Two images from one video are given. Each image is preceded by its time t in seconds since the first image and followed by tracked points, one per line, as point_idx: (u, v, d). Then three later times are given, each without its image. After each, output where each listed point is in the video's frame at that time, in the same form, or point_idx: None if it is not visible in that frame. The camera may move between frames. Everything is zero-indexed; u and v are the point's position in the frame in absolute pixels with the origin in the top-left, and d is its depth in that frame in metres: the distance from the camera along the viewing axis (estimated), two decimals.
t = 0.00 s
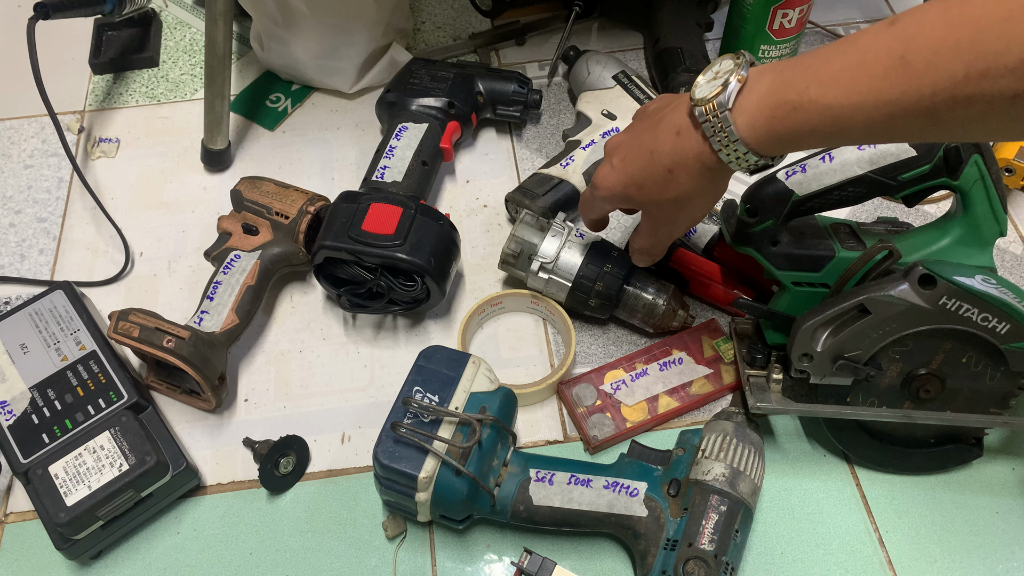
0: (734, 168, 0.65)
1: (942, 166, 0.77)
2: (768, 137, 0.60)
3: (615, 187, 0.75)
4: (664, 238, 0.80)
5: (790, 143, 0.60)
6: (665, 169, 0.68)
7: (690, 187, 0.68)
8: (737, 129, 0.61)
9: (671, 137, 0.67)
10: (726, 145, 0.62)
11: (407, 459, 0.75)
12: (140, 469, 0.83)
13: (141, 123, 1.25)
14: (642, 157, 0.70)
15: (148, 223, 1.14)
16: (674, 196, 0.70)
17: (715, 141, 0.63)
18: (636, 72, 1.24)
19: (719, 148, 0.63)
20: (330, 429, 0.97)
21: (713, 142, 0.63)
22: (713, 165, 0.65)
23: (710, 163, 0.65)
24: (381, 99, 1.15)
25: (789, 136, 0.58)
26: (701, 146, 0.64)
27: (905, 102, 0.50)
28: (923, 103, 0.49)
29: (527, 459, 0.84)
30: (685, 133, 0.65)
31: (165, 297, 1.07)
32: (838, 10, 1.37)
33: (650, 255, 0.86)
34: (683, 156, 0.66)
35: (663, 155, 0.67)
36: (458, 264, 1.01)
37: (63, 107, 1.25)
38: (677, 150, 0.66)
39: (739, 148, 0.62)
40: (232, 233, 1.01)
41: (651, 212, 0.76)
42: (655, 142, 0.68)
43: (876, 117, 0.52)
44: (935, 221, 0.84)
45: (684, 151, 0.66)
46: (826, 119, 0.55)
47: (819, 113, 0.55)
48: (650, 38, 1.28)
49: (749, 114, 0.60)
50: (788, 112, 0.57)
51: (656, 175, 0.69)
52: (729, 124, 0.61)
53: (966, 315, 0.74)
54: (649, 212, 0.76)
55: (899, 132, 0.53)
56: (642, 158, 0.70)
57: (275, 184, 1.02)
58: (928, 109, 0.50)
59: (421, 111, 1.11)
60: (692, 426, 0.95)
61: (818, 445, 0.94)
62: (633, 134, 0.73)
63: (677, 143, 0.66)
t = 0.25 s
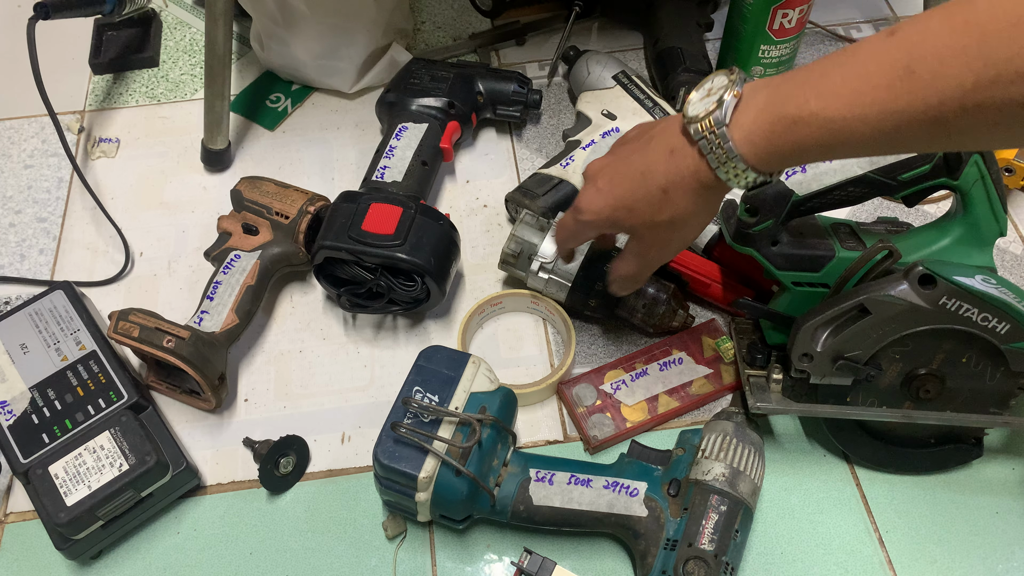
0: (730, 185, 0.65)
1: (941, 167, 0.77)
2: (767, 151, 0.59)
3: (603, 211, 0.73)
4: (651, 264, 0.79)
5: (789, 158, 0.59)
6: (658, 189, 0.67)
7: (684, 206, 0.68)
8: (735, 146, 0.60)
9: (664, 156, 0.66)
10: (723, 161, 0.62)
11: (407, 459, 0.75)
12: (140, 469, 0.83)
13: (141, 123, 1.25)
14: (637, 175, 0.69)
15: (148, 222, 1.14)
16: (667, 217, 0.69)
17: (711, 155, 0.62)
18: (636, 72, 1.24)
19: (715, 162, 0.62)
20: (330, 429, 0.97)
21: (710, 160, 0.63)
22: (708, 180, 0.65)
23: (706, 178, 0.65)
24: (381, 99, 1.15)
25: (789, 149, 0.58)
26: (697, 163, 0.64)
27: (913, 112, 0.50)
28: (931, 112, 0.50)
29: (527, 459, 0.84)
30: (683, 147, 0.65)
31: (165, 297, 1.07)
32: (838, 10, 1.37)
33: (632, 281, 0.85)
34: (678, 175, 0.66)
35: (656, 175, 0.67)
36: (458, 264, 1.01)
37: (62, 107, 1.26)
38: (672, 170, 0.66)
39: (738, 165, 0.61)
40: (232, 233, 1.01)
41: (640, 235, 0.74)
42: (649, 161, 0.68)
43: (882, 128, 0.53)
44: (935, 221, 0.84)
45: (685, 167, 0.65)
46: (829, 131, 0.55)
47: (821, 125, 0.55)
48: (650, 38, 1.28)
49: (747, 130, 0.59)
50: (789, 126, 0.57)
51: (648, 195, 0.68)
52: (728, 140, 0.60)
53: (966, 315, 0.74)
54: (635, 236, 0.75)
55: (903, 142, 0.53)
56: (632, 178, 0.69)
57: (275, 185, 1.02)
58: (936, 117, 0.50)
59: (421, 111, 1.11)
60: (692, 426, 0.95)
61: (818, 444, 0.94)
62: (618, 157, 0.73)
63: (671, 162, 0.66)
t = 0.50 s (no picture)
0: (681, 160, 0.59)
1: (942, 167, 0.77)
2: (731, 129, 0.55)
3: (542, 135, 0.58)
4: (536, 211, 0.63)
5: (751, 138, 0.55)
6: (604, 146, 0.57)
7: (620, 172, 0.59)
8: (696, 114, 0.55)
9: (619, 111, 0.58)
10: (685, 134, 0.56)
11: (407, 459, 0.75)
12: (140, 470, 0.83)
13: (141, 123, 1.25)
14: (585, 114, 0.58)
15: (148, 223, 1.14)
16: (587, 173, 0.59)
17: (669, 120, 0.55)
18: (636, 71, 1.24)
19: (672, 131, 0.56)
20: (330, 429, 0.97)
21: (665, 123, 0.56)
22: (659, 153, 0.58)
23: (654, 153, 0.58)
24: (381, 99, 1.15)
25: (755, 127, 0.54)
26: (653, 127, 0.57)
27: (894, 84, 0.48)
28: (915, 84, 0.48)
29: (528, 459, 0.84)
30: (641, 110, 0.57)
31: (165, 297, 1.07)
32: (838, 10, 1.37)
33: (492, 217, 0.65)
34: (631, 134, 0.57)
35: (606, 128, 0.57)
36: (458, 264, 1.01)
37: (62, 107, 1.26)
38: (626, 126, 0.57)
39: (695, 137, 0.56)
40: (232, 233, 1.01)
41: (564, 185, 0.60)
42: (595, 103, 0.58)
43: (858, 106, 0.50)
44: (935, 220, 0.84)
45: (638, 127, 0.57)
46: (802, 102, 0.51)
47: (794, 95, 0.51)
48: (650, 38, 1.28)
49: (712, 98, 0.54)
50: (756, 97, 0.53)
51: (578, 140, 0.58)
52: (689, 109, 0.55)
53: (966, 315, 0.74)
54: (550, 177, 0.60)
55: (878, 121, 0.51)
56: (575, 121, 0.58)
57: (275, 184, 1.02)
58: (918, 92, 0.48)
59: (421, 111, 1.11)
60: (692, 426, 0.95)
61: (818, 445, 0.94)
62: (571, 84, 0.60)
63: (625, 118, 0.57)
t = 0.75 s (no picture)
0: (709, 80, 0.60)
1: (941, 167, 0.77)
2: (761, 52, 0.57)
3: (568, 29, 0.62)
4: (539, 113, 0.66)
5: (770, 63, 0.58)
6: (623, 50, 0.60)
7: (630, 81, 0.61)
8: (732, 28, 0.57)
9: (648, 17, 0.60)
10: (716, 58, 0.58)
11: (406, 459, 0.75)
12: (140, 469, 0.83)
13: (141, 123, 1.25)
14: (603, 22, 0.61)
15: (148, 223, 1.14)
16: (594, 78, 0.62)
17: (699, 36, 0.57)
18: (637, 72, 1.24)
19: (703, 48, 0.58)
20: (330, 429, 0.97)
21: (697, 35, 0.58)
22: (678, 67, 0.60)
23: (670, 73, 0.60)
24: (381, 99, 1.15)
25: (785, 54, 0.57)
26: (680, 37, 0.59)
27: (936, 16, 0.53)
28: (955, 18, 0.52)
29: (527, 459, 0.84)
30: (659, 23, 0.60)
31: (165, 297, 1.07)
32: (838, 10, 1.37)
33: (493, 121, 0.69)
34: (655, 41, 0.60)
35: (630, 34, 0.60)
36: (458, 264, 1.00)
37: (62, 107, 1.26)
38: (651, 33, 0.60)
39: (726, 52, 0.57)
40: (232, 233, 1.01)
41: (573, 84, 0.63)
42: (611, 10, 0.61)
43: (899, 32, 0.54)
44: (935, 220, 0.84)
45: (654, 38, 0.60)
46: (838, 27, 0.55)
47: (832, 19, 0.55)
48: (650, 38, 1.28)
49: (750, 15, 0.56)
50: (796, 15, 0.56)
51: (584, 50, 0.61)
52: (725, 21, 0.56)
53: (966, 315, 0.74)
54: (555, 76, 0.64)
55: (910, 54, 0.55)
56: (603, 21, 0.61)
57: (275, 184, 1.02)
58: (959, 26, 0.53)
59: (421, 111, 1.11)
60: (692, 427, 0.95)
61: (818, 445, 0.94)
62: None
63: (653, 27, 0.60)
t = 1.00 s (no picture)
0: None
1: (941, 167, 0.77)
2: None
3: None
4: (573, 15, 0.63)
5: (848, 0, 0.54)
6: None
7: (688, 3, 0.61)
8: None
9: None
10: None
11: (407, 459, 0.75)
12: (140, 469, 0.83)
13: (141, 123, 1.25)
14: None
15: (148, 223, 1.14)
16: None
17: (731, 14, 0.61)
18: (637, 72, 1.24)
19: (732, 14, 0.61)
20: (330, 429, 0.97)
21: None
22: None
23: None
24: (381, 99, 1.15)
25: None
26: None
27: None
28: None
29: (527, 459, 0.84)
30: None
31: (165, 297, 1.07)
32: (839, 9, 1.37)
33: (515, 27, 0.67)
34: None
35: None
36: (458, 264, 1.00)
37: (63, 108, 1.26)
38: None
39: None
40: (232, 233, 1.01)
41: None
42: None
43: None
44: (936, 220, 0.84)
45: None
46: None
47: None
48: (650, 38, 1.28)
49: None
50: None
51: None
52: None
53: (965, 315, 0.74)
54: None
55: None
56: None
57: (275, 184, 1.02)
58: None
59: (421, 111, 1.11)
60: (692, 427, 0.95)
61: (818, 445, 0.94)
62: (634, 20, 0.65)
63: None
